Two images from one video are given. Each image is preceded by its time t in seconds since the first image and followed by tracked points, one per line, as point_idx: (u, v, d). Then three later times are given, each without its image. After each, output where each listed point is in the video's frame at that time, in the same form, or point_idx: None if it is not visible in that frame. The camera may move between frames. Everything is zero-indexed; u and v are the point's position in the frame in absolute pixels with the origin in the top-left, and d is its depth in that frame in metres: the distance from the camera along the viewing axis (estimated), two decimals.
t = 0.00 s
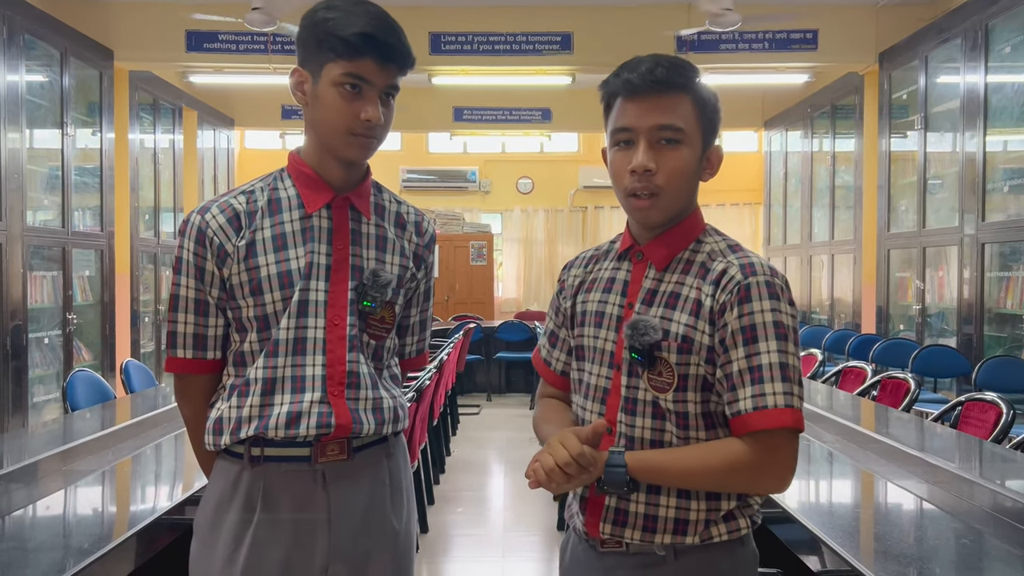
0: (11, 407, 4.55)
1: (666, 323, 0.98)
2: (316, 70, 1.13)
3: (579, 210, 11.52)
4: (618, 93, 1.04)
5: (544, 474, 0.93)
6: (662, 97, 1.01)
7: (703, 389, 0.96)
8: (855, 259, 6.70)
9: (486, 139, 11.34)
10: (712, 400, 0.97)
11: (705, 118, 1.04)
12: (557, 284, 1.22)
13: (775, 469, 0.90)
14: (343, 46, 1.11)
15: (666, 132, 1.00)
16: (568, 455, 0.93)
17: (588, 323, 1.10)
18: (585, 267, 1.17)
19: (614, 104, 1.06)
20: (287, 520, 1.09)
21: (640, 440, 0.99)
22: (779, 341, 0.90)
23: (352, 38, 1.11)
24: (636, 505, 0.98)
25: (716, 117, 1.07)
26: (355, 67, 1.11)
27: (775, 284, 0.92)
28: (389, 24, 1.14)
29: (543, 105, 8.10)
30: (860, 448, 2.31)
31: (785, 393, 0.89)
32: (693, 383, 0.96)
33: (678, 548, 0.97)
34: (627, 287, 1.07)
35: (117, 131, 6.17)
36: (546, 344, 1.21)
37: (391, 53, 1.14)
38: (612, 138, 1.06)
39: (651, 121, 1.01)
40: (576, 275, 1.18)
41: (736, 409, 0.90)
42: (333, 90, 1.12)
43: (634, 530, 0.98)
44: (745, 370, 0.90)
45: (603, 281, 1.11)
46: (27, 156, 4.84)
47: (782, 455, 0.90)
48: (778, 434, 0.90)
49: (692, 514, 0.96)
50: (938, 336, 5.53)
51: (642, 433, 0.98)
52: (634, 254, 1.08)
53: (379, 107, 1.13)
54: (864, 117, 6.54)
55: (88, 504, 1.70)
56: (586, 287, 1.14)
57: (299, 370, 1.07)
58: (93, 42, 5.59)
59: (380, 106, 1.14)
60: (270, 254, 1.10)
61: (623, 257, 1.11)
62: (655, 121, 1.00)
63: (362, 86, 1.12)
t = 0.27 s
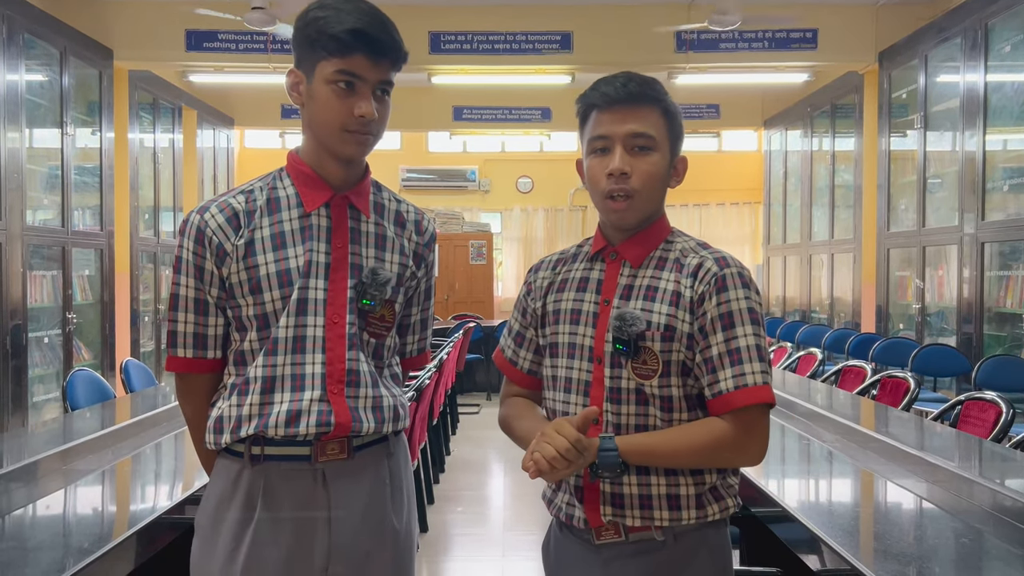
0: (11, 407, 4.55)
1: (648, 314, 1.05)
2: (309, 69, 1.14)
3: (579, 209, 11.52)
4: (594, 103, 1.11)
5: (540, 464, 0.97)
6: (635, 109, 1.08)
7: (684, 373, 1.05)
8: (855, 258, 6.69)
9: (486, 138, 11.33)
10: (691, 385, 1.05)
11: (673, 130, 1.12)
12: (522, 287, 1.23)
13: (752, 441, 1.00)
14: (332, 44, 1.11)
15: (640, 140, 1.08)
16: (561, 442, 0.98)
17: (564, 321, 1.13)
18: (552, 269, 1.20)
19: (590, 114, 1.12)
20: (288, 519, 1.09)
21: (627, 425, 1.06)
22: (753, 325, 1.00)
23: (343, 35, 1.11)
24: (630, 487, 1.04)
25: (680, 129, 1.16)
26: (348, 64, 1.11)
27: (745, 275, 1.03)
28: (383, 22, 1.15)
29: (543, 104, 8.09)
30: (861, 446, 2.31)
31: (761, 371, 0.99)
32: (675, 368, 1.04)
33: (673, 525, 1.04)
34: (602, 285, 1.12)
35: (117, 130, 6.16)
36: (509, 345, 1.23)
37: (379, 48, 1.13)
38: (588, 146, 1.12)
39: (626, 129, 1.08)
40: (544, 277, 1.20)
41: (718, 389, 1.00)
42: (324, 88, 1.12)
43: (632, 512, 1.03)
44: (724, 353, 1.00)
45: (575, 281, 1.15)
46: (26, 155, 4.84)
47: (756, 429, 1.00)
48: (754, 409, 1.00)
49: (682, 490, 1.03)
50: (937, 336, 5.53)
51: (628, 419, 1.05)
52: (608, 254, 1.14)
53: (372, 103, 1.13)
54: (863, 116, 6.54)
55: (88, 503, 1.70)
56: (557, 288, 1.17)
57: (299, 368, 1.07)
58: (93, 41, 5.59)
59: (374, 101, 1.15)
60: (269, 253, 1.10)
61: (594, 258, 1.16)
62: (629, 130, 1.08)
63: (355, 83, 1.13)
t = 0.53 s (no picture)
0: (11, 407, 4.55)
1: (643, 307, 1.07)
2: (307, 69, 1.14)
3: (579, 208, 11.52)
4: (574, 108, 1.11)
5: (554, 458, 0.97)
6: (611, 113, 1.09)
7: (679, 361, 1.07)
8: (854, 258, 6.70)
9: (486, 138, 11.34)
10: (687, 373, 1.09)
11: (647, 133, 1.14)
12: (503, 294, 1.21)
13: (750, 421, 1.03)
14: (332, 43, 1.11)
15: (620, 144, 1.09)
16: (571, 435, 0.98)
17: (555, 323, 1.13)
18: (534, 274, 1.19)
19: (569, 120, 1.13)
20: (287, 519, 1.09)
21: (629, 417, 1.06)
22: (742, 311, 1.05)
23: (344, 34, 1.11)
24: (636, 476, 1.04)
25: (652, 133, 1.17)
26: (347, 63, 1.12)
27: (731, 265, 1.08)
28: (381, 22, 1.15)
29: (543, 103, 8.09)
30: (859, 446, 2.31)
31: (755, 353, 1.03)
32: (671, 358, 1.06)
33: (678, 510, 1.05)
34: (591, 284, 1.13)
35: (116, 130, 6.16)
36: (494, 353, 1.20)
37: (379, 47, 1.14)
38: (569, 151, 1.12)
39: (606, 133, 1.09)
40: (527, 283, 1.18)
41: (715, 372, 1.03)
42: (323, 87, 1.12)
43: (640, 500, 1.04)
44: (719, 338, 1.03)
45: (562, 284, 1.15)
46: (26, 155, 4.84)
47: (753, 410, 1.04)
48: (750, 390, 1.04)
49: (684, 475, 1.05)
50: (937, 335, 5.54)
51: (630, 410, 1.06)
52: (593, 255, 1.14)
53: (370, 102, 1.14)
54: (863, 115, 6.54)
55: (88, 503, 1.70)
56: (543, 292, 1.16)
57: (297, 366, 1.08)
58: (92, 41, 5.59)
59: (372, 100, 1.15)
60: (265, 251, 1.10)
61: (578, 261, 1.15)
62: (609, 134, 1.09)
63: (354, 81, 1.13)
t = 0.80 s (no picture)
0: (12, 407, 4.55)
1: (648, 302, 1.07)
2: (303, 68, 1.13)
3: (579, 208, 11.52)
4: (578, 106, 1.12)
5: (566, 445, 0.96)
6: (613, 110, 1.10)
7: (684, 356, 1.07)
8: (855, 257, 6.70)
9: (486, 138, 11.33)
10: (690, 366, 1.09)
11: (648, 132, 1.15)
12: (505, 295, 1.21)
13: (753, 414, 1.04)
14: (329, 42, 1.11)
15: (625, 140, 1.10)
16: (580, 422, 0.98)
17: (558, 320, 1.13)
18: (536, 274, 1.19)
19: (570, 119, 1.13)
20: (286, 519, 1.09)
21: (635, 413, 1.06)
22: (745, 305, 1.06)
23: (340, 32, 1.11)
24: (644, 469, 1.05)
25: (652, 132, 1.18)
26: (344, 61, 1.11)
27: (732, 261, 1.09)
28: (376, 19, 1.14)
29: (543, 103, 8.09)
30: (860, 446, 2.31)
31: (758, 347, 1.04)
32: (676, 353, 1.06)
33: (686, 504, 1.06)
34: (594, 281, 1.13)
35: (116, 130, 6.16)
36: (497, 352, 1.20)
37: (377, 45, 1.14)
38: (573, 147, 1.12)
39: (610, 129, 1.09)
40: (531, 282, 1.18)
41: (719, 366, 1.04)
42: (321, 85, 1.12)
43: (649, 492, 1.04)
44: (723, 333, 1.04)
45: (565, 282, 1.14)
46: (26, 156, 4.83)
47: (756, 402, 1.04)
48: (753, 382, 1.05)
49: (690, 468, 1.06)
50: (937, 335, 5.53)
51: (636, 405, 1.06)
52: (596, 253, 1.14)
53: (369, 101, 1.14)
54: (863, 115, 6.54)
55: (89, 503, 1.70)
56: (547, 291, 1.16)
57: (297, 365, 1.08)
58: (92, 41, 5.59)
59: (370, 98, 1.15)
60: (264, 250, 1.10)
61: (581, 259, 1.15)
62: (614, 131, 1.09)
63: (351, 80, 1.13)
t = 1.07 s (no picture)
0: (12, 407, 4.55)
1: (667, 299, 1.07)
2: (297, 68, 1.13)
3: (579, 208, 11.52)
4: (595, 105, 1.12)
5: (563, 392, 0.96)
6: (631, 108, 1.10)
7: (702, 355, 1.08)
8: (855, 258, 6.70)
9: (486, 138, 11.33)
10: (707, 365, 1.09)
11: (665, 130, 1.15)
12: (520, 294, 1.20)
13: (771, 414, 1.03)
14: (321, 40, 1.11)
15: (644, 138, 1.10)
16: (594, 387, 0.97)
17: (576, 318, 1.12)
18: (553, 274, 1.18)
19: (588, 117, 1.13)
20: (283, 519, 1.09)
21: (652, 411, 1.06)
22: (764, 305, 1.05)
23: (332, 30, 1.11)
24: (660, 470, 1.05)
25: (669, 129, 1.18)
26: (336, 59, 1.11)
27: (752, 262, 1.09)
28: (366, 16, 1.14)
29: (543, 103, 8.09)
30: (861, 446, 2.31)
31: (775, 347, 1.03)
32: (694, 351, 1.06)
33: (701, 508, 1.05)
34: (612, 279, 1.13)
35: (116, 130, 6.16)
36: (512, 351, 1.19)
37: (369, 42, 1.14)
38: (591, 147, 1.12)
39: (629, 127, 1.09)
40: (547, 281, 1.18)
41: (735, 365, 1.03)
42: (314, 84, 1.12)
43: (664, 494, 1.04)
44: (741, 332, 1.03)
45: (582, 281, 1.14)
46: (26, 156, 4.83)
47: (773, 405, 1.03)
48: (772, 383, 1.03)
49: (705, 472, 1.06)
50: (937, 335, 5.53)
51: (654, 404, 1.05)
52: (614, 251, 1.14)
53: (363, 98, 1.14)
54: (863, 115, 6.54)
55: (89, 503, 1.70)
56: (563, 289, 1.15)
57: (293, 365, 1.08)
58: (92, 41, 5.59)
59: (364, 95, 1.15)
60: (260, 250, 1.10)
61: (599, 258, 1.15)
62: (632, 128, 1.09)
63: (345, 77, 1.13)
